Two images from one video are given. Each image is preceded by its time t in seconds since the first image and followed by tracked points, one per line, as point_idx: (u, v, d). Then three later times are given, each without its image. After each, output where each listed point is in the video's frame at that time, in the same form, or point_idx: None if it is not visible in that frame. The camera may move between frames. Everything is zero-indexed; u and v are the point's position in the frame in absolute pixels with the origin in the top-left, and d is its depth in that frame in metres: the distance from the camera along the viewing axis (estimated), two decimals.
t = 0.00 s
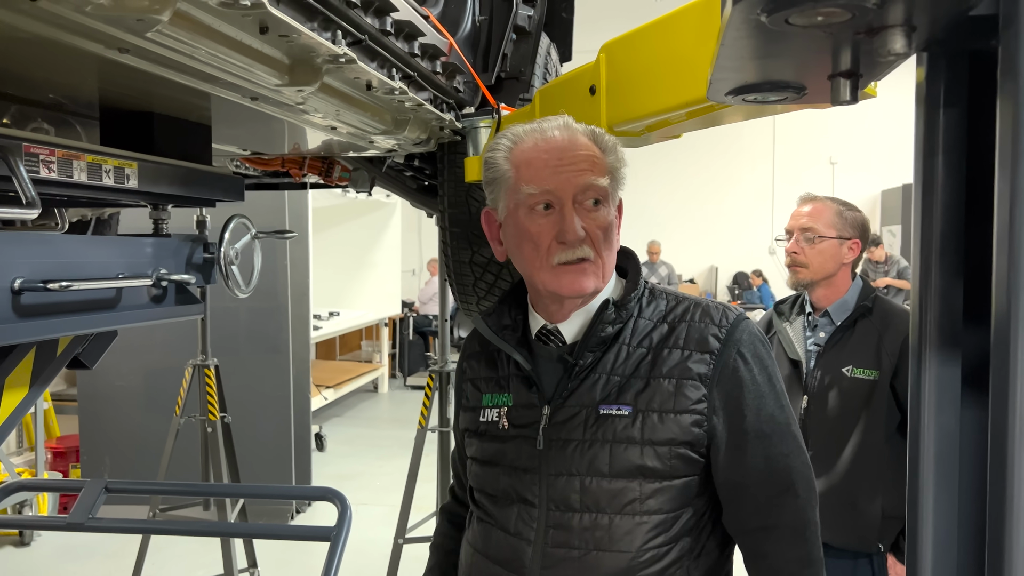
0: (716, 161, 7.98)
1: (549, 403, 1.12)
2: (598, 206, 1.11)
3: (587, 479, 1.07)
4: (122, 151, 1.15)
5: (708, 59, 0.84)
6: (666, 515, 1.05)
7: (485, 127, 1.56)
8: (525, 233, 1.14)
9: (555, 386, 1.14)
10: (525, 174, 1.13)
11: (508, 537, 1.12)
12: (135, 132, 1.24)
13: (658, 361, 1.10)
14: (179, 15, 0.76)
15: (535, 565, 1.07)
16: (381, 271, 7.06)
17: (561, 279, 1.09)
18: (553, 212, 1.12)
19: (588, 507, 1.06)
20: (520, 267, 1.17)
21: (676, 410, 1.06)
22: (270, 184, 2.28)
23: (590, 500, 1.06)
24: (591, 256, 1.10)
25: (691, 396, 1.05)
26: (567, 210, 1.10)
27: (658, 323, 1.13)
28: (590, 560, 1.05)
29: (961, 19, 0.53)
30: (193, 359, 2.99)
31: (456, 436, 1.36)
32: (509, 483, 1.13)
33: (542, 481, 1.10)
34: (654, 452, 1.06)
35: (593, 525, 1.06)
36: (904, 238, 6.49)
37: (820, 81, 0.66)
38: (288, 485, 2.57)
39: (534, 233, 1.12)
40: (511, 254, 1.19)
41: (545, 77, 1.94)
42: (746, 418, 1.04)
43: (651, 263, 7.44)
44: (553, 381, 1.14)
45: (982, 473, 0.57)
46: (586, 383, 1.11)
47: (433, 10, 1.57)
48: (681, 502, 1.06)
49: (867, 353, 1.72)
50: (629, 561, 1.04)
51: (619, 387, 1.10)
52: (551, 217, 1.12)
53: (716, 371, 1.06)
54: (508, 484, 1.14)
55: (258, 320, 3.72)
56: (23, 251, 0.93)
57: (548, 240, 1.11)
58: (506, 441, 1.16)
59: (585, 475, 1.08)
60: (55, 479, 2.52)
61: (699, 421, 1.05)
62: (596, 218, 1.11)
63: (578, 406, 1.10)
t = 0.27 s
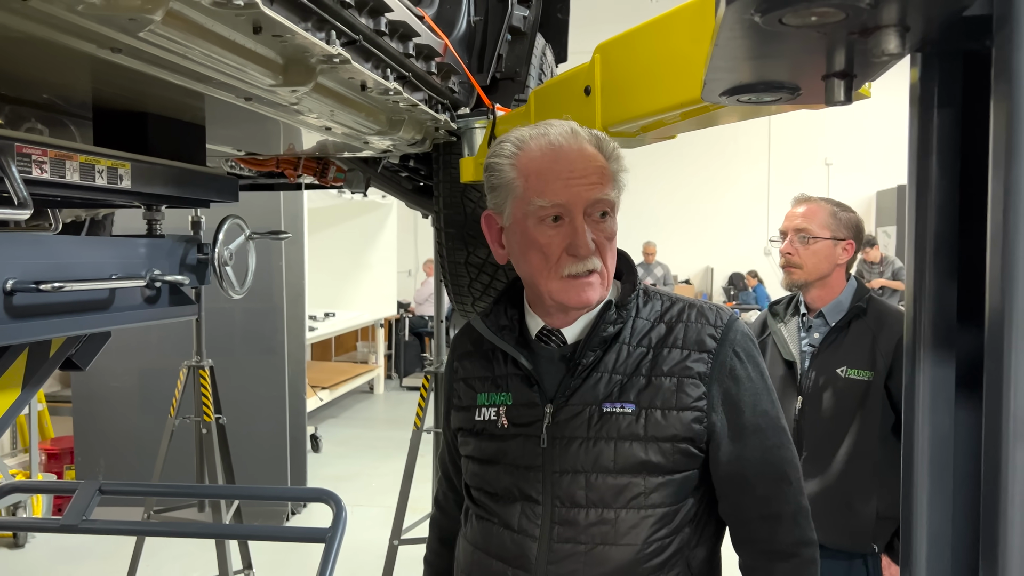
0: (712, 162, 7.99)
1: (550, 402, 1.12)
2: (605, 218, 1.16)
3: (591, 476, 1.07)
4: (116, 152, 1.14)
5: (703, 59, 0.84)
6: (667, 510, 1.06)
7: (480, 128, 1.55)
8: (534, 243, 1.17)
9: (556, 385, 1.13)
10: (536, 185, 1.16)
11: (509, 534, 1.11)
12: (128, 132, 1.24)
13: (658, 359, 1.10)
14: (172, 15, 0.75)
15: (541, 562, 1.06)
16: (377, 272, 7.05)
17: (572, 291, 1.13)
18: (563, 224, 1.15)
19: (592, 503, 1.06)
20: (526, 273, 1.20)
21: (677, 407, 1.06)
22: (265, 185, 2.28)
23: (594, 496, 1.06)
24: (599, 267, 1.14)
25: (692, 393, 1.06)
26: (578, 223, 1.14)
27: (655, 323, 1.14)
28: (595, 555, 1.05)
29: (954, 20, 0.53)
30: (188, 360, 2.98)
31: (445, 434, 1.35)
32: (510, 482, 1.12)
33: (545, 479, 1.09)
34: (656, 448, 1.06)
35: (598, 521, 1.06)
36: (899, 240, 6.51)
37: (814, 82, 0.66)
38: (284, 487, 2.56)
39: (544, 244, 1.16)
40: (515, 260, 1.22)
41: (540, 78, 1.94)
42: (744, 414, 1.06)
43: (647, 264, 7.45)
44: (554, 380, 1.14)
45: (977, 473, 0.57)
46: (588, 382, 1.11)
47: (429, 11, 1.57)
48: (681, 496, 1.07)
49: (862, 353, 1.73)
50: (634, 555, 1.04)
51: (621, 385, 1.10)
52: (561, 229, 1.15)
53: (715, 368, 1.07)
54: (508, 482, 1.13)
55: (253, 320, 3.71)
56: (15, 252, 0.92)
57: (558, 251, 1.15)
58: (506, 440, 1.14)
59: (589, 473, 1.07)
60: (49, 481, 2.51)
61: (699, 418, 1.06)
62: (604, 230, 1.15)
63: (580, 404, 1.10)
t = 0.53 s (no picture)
0: (709, 163, 8.00)
1: (548, 401, 1.12)
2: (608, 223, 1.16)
3: (590, 473, 1.07)
4: (111, 152, 1.14)
5: (697, 61, 0.84)
6: (663, 505, 1.07)
7: (476, 129, 1.57)
8: (537, 246, 1.16)
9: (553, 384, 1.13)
10: (540, 188, 1.16)
11: (507, 530, 1.10)
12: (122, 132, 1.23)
13: (654, 359, 1.10)
14: (166, 15, 0.75)
15: (542, 558, 1.06)
16: (373, 273, 7.04)
17: (578, 295, 1.12)
18: (567, 227, 1.15)
19: (590, 499, 1.07)
20: (527, 276, 1.19)
21: (673, 407, 1.07)
22: (261, 186, 2.27)
23: (593, 492, 1.07)
24: (602, 271, 1.14)
25: (687, 392, 1.07)
26: (583, 226, 1.13)
27: (649, 323, 1.15)
28: (594, 550, 1.05)
29: (948, 21, 0.53)
30: (184, 361, 2.97)
31: (436, 432, 1.34)
32: (507, 478, 1.12)
33: (544, 476, 1.09)
34: (653, 445, 1.07)
35: (597, 517, 1.06)
36: (896, 240, 6.51)
37: (809, 83, 0.66)
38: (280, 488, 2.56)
39: (547, 247, 1.15)
40: (516, 263, 1.21)
41: (536, 79, 1.94)
42: (736, 410, 1.07)
43: (643, 264, 7.45)
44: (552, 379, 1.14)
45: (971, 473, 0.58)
46: (586, 381, 1.11)
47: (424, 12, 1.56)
48: (675, 492, 1.08)
49: (857, 354, 1.73)
50: (632, 549, 1.05)
51: (619, 384, 1.10)
52: (565, 232, 1.15)
53: (710, 366, 1.08)
54: (505, 478, 1.13)
55: (249, 321, 3.71)
56: (9, 253, 0.92)
57: (562, 254, 1.14)
58: (503, 438, 1.14)
59: (588, 469, 1.08)
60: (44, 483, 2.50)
61: (694, 417, 1.07)
62: (607, 235, 1.15)
63: (580, 403, 1.10)
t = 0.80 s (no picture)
0: (706, 164, 8.00)
1: (548, 395, 1.12)
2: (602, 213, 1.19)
3: (591, 465, 1.07)
4: (107, 154, 1.14)
5: (690, 64, 0.85)
6: (661, 497, 1.08)
7: (473, 131, 1.58)
8: (535, 236, 1.17)
9: (553, 379, 1.13)
10: (536, 179, 1.18)
11: (507, 525, 1.09)
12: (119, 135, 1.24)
13: (649, 354, 1.12)
14: (163, 19, 0.75)
15: (545, 550, 1.06)
16: (371, 274, 7.04)
17: (577, 281, 1.14)
18: (564, 217, 1.17)
19: (592, 490, 1.07)
20: (524, 268, 1.20)
21: (669, 399, 1.09)
22: (258, 188, 2.28)
23: (594, 484, 1.07)
24: (598, 260, 1.16)
25: (682, 384, 1.09)
26: (580, 215, 1.16)
27: (642, 321, 1.17)
28: (596, 541, 1.06)
29: (936, 25, 0.54)
30: (181, 362, 2.97)
31: (426, 433, 1.33)
32: (505, 473, 1.11)
33: (546, 469, 1.08)
34: (652, 438, 1.08)
35: (598, 508, 1.06)
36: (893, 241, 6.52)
37: (801, 87, 0.66)
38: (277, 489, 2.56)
39: (545, 236, 1.17)
40: (512, 257, 1.23)
41: (532, 81, 1.95)
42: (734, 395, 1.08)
43: (640, 265, 7.46)
44: (551, 374, 1.14)
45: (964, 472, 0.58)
46: (585, 375, 1.12)
47: (420, 14, 1.57)
48: (672, 485, 1.09)
49: (852, 356, 1.73)
50: (632, 539, 1.06)
51: (616, 377, 1.11)
52: (562, 221, 1.17)
53: (704, 358, 1.10)
54: (504, 473, 1.12)
55: (246, 322, 3.71)
56: (5, 256, 0.92)
57: (559, 243, 1.16)
58: (502, 434, 1.13)
59: (588, 462, 1.08)
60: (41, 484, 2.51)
61: (688, 408, 1.09)
62: (602, 224, 1.18)
63: (578, 396, 1.11)
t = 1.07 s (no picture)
0: (704, 166, 8.02)
1: (541, 393, 1.12)
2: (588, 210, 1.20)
3: (584, 461, 1.08)
4: (103, 158, 1.15)
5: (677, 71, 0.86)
6: (656, 492, 1.07)
7: (468, 135, 1.57)
8: (522, 234, 1.18)
9: (545, 378, 1.14)
10: (522, 178, 1.20)
11: (503, 522, 1.09)
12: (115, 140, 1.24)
13: (638, 352, 1.13)
14: (157, 27, 0.76)
15: (540, 546, 1.06)
16: (369, 275, 7.05)
17: (564, 273, 1.14)
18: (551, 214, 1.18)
19: (585, 485, 1.07)
20: (513, 267, 1.20)
21: (659, 393, 1.09)
22: (255, 191, 2.29)
23: (588, 479, 1.07)
24: (586, 255, 1.17)
25: (672, 378, 1.10)
26: (566, 210, 1.17)
27: (632, 320, 1.18)
28: (591, 536, 1.05)
29: (916, 37, 0.54)
30: (178, 364, 2.98)
31: (423, 438, 1.34)
32: (499, 472, 1.12)
33: (539, 465, 1.09)
34: (643, 432, 1.08)
35: (592, 503, 1.06)
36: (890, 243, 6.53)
37: (786, 96, 0.67)
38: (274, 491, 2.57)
39: (532, 232, 1.17)
40: (502, 259, 1.23)
41: (527, 84, 1.95)
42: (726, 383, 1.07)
43: (638, 267, 7.47)
44: (543, 373, 1.15)
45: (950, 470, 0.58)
46: (576, 372, 1.12)
47: (415, 19, 1.57)
48: (667, 481, 1.09)
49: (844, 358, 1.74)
50: (626, 533, 1.06)
51: (607, 374, 1.12)
52: (548, 218, 1.18)
53: (692, 352, 1.11)
54: (498, 472, 1.12)
55: (244, 324, 3.72)
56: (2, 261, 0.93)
57: (546, 238, 1.17)
58: (495, 433, 1.14)
59: (582, 457, 1.08)
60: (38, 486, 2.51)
61: (678, 402, 1.09)
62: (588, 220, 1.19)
63: (570, 393, 1.11)
